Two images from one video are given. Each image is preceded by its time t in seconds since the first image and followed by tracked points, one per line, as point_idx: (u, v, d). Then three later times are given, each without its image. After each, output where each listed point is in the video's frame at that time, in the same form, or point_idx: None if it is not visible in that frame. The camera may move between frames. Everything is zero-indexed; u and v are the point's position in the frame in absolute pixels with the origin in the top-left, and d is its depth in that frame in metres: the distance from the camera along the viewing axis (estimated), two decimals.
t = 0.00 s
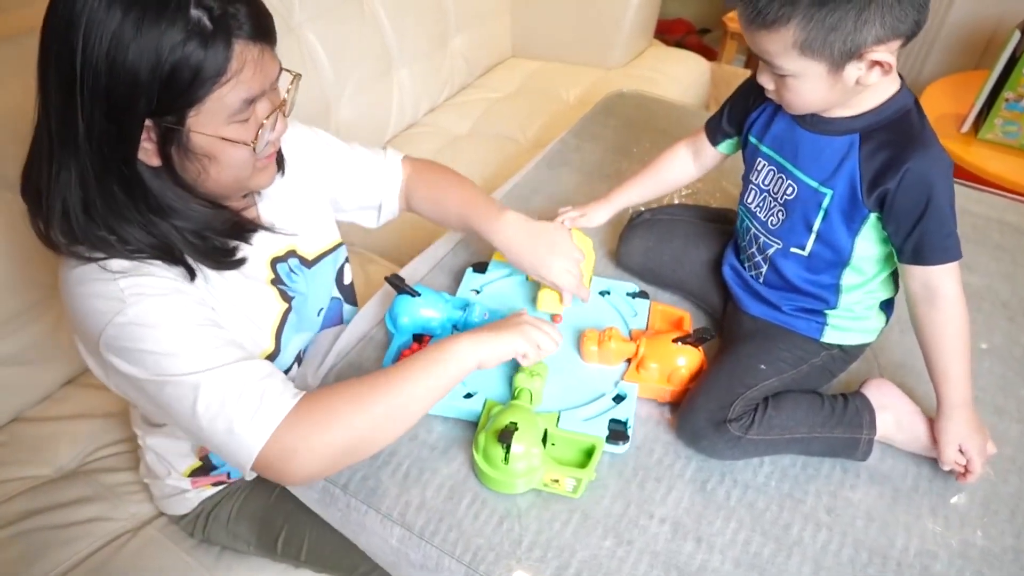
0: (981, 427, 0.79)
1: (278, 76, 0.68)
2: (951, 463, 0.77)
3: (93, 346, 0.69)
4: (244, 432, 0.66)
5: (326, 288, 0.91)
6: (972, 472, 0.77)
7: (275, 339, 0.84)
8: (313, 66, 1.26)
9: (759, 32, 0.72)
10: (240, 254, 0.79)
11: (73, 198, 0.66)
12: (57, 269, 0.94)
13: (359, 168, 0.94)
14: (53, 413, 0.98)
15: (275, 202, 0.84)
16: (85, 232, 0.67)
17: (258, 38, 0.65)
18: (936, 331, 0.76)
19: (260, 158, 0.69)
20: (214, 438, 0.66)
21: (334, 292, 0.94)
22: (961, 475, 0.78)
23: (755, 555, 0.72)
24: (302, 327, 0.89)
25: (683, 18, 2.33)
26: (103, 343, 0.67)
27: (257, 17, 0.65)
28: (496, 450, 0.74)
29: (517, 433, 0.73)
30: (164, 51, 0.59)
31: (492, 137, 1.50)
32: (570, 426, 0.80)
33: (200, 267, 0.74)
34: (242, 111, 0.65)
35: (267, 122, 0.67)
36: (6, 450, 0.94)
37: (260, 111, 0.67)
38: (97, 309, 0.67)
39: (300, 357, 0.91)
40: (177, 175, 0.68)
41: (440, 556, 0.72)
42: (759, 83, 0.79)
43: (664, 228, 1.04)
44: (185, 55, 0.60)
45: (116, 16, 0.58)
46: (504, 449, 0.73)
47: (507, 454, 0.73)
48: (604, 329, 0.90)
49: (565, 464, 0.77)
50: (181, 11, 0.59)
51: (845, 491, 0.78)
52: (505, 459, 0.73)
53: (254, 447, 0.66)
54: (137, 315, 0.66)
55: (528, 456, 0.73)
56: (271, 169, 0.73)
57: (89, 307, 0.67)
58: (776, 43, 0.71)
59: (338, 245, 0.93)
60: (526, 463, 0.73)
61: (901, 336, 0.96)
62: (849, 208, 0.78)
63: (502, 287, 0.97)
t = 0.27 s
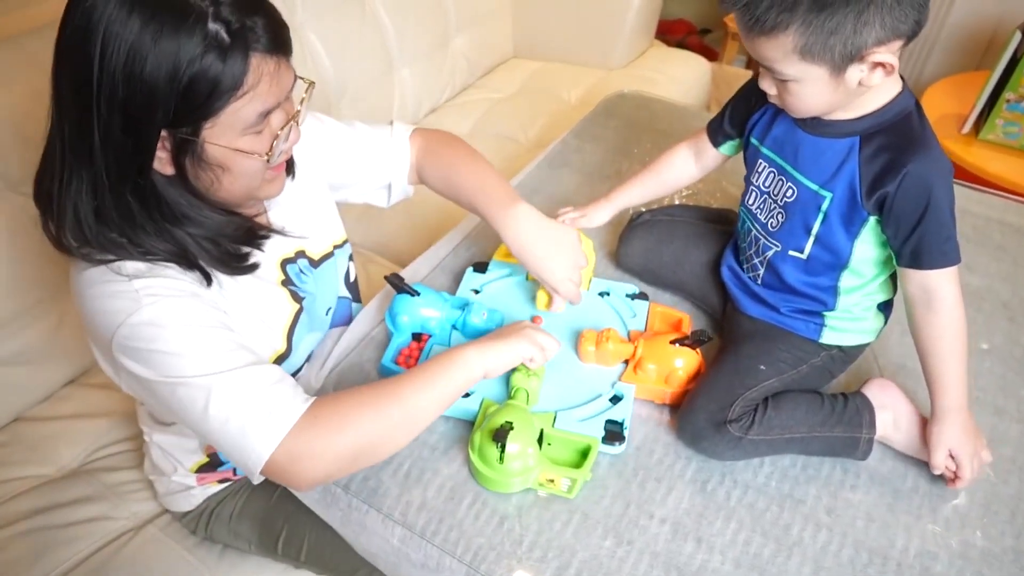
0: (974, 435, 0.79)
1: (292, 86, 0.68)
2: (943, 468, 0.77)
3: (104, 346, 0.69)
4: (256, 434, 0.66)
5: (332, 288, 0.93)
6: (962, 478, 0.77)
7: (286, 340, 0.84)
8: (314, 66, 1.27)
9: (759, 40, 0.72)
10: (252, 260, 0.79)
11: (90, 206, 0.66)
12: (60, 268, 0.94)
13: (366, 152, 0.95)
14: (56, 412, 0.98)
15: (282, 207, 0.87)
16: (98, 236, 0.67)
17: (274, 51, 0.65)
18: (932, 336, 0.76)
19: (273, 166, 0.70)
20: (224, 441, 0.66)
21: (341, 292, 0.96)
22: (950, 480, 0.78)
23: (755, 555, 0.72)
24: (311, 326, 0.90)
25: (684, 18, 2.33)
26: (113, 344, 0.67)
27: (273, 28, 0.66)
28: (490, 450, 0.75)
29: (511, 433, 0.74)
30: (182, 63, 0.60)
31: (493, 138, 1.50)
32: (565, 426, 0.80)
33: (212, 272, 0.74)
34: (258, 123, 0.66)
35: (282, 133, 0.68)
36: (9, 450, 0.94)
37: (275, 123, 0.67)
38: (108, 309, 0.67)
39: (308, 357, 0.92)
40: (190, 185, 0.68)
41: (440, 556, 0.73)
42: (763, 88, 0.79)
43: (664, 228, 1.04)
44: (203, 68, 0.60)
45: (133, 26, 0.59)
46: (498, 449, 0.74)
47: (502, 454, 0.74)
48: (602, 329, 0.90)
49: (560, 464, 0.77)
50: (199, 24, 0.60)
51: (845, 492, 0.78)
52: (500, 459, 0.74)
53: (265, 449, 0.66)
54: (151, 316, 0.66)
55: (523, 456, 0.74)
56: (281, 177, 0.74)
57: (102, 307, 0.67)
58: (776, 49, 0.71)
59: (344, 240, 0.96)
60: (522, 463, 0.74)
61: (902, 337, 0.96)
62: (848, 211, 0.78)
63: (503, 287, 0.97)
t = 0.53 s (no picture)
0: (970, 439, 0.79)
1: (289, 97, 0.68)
2: (935, 473, 0.77)
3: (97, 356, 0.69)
4: (250, 444, 0.66)
5: (328, 289, 0.93)
6: (954, 485, 0.77)
7: (278, 349, 0.85)
8: (315, 66, 1.27)
9: (782, 42, 0.71)
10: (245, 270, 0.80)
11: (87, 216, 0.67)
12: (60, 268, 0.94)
13: (357, 157, 0.96)
14: (55, 412, 0.98)
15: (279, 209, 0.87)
16: (95, 246, 0.67)
17: (272, 62, 0.65)
18: (935, 343, 0.75)
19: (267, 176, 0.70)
20: (217, 449, 0.66)
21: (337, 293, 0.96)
22: (941, 487, 0.78)
23: (755, 557, 0.72)
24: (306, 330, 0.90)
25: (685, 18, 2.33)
26: (107, 354, 0.67)
27: (272, 39, 0.66)
28: (489, 451, 0.75)
29: (510, 433, 0.73)
30: (180, 73, 0.60)
31: (493, 138, 1.50)
32: (564, 427, 0.80)
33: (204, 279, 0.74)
34: (253, 134, 0.66)
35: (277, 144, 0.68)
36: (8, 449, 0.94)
37: (271, 133, 0.67)
38: (101, 319, 0.67)
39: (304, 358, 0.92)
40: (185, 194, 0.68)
41: (439, 557, 0.73)
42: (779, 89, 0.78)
43: (663, 229, 1.04)
44: (201, 79, 0.60)
45: (131, 34, 0.59)
46: (497, 451, 0.74)
47: (501, 455, 0.74)
48: (601, 331, 0.90)
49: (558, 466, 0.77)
50: (198, 35, 0.60)
51: (844, 493, 0.78)
52: (498, 460, 0.74)
53: (259, 459, 0.66)
54: (142, 326, 0.66)
55: (522, 457, 0.74)
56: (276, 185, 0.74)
57: (95, 318, 0.68)
58: (799, 52, 0.70)
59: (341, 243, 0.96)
60: (521, 463, 0.74)
61: (901, 338, 0.96)
62: (860, 215, 0.78)
63: (502, 288, 0.97)
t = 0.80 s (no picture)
0: (971, 440, 0.78)
1: (281, 101, 0.69)
2: (935, 473, 0.77)
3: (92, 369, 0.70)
4: (239, 468, 0.67)
5: (324, 291, 0.93)
6: (955, 486, 0.77)
7: (276, 350, 0.85)
8: (315, 66, 1.27)
9: (804, 41, 0.70)
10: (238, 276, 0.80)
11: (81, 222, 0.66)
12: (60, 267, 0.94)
13: (352, 160, 0.96)
14: (55, 412, 0.98)
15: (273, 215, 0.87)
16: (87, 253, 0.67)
17: (264, 68, 0.66)
18: (938, 344, 0.75)
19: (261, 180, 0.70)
20: (209, 469, 0.68)
21: (330, 295, 0.95)
22: (941, 487, 0.78)
23: (755, 557, 0.72)
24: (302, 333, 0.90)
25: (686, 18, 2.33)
26: (102, 371, 0.68)
27: (263, 44, 0.66)
28: (485, 454, 0.75)
29: (506, 436, 0.73)
30: (172, 79, 0.60)
31: (493, 138, 1.50)
32: (560, 430, 0.79)
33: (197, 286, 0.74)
34: (246, 140, 0.66)
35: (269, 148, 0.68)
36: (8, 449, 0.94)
37: (263, 138, 0.68)
38: (96, 335, 0.68)
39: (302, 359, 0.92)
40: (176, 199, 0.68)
41: (438, 557, 0.73)
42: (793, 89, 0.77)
43: (662, 229, 1.04)
44: (192, 87, 0.61)
45: (122, 39, 0.58)
46: (493, 453, 0.74)
47: (498, 458, 0.74)
48: (599, 333, 0.90)
49: (554, 469, 0.77)
50: (189, 41, 0.60)
51: (844, 493, 0.78)
52: (495, 463, 0.74)
53: (248, 482, 0.67)
54: (135, 346, 0.66)
55: (518, 460, 0.74)
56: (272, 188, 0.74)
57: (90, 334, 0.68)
58: (822, 52, 0.69)
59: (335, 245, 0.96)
60: (516, 467, 0.74)
61: (902, 338, 0.96)
62: (870, 216, 0.78)
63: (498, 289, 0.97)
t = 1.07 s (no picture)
0: (981, 446, 0.78)
1: (276, 95, 0.67)
2: (943, 476, 0.76)
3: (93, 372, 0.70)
4: (232, 486, 0.67)
5: (336, 305, 0.94)
6: (964, 489, 0.76)
7: (282, 359, 0.85)
8: (320, 66, 1.27)
9: (825, 40, 0.69)
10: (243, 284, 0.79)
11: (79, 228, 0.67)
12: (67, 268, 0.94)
13: (371, 156, 0.96)
14: (61, 412, 0.98)
15: (285, 211, 0.87)
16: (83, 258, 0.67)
17: (253, 64, 0.64)
18: (949, 346, 0.75)
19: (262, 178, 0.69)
20: (202, 483, 0.68)
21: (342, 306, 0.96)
22: (951, 490, 0.77)
23: (763, 558, 0.72)
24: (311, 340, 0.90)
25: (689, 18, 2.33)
26: (103, 378, 0.68)
27: (253, 38, 0.65)
28: (489, 456, 0.75)
29: (510, 438, 0.73)
30: (155, 80, 0.59)
31: (497, 138, 1.50)
32: (565, 433, 0.80)
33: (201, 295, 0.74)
34: (240, 137, 0.65)
35: (266, 146, 0.67)
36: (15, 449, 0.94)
37: (259, 135, 0.66)
38: (100, 342, 0.68)
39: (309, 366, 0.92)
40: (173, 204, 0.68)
41: (447, 557, 0.73)
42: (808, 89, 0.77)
43: (669, 230, 1.04)
44: (175, 86, 0.60)
45: (102, 41, 0.58)
46: (497, 456, 0.74)
47: (502, 461, 0.74)
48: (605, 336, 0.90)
49: (558, 472, 0.77)
50: (169, 39, 0.59)
51: (853, 494, 0.78)
52: (498, 466, 0.74)
53: (240, 500, 0.67)
54: (138, 356, 0.66)
55: (522, 463, 0.74)
56: (279, 188, 0.74)
57: (96, 338, 0.68)
58: (843, 50, 0.69)
59: (349, 255, 0.96)
60: (521, 469, 0.74)
61: (908, 340, 0.96)
62: (882, 218, 0.78)
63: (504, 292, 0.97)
